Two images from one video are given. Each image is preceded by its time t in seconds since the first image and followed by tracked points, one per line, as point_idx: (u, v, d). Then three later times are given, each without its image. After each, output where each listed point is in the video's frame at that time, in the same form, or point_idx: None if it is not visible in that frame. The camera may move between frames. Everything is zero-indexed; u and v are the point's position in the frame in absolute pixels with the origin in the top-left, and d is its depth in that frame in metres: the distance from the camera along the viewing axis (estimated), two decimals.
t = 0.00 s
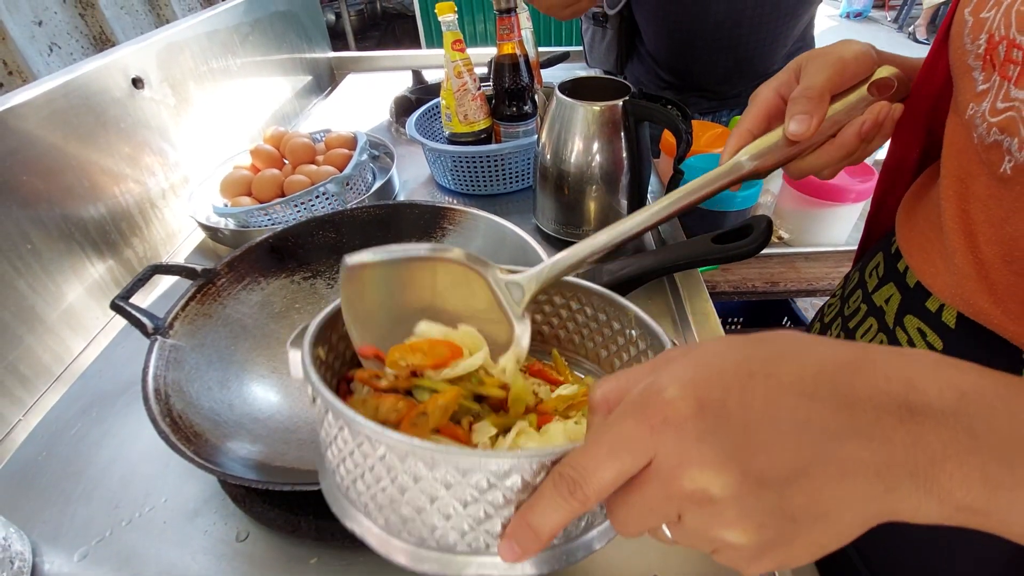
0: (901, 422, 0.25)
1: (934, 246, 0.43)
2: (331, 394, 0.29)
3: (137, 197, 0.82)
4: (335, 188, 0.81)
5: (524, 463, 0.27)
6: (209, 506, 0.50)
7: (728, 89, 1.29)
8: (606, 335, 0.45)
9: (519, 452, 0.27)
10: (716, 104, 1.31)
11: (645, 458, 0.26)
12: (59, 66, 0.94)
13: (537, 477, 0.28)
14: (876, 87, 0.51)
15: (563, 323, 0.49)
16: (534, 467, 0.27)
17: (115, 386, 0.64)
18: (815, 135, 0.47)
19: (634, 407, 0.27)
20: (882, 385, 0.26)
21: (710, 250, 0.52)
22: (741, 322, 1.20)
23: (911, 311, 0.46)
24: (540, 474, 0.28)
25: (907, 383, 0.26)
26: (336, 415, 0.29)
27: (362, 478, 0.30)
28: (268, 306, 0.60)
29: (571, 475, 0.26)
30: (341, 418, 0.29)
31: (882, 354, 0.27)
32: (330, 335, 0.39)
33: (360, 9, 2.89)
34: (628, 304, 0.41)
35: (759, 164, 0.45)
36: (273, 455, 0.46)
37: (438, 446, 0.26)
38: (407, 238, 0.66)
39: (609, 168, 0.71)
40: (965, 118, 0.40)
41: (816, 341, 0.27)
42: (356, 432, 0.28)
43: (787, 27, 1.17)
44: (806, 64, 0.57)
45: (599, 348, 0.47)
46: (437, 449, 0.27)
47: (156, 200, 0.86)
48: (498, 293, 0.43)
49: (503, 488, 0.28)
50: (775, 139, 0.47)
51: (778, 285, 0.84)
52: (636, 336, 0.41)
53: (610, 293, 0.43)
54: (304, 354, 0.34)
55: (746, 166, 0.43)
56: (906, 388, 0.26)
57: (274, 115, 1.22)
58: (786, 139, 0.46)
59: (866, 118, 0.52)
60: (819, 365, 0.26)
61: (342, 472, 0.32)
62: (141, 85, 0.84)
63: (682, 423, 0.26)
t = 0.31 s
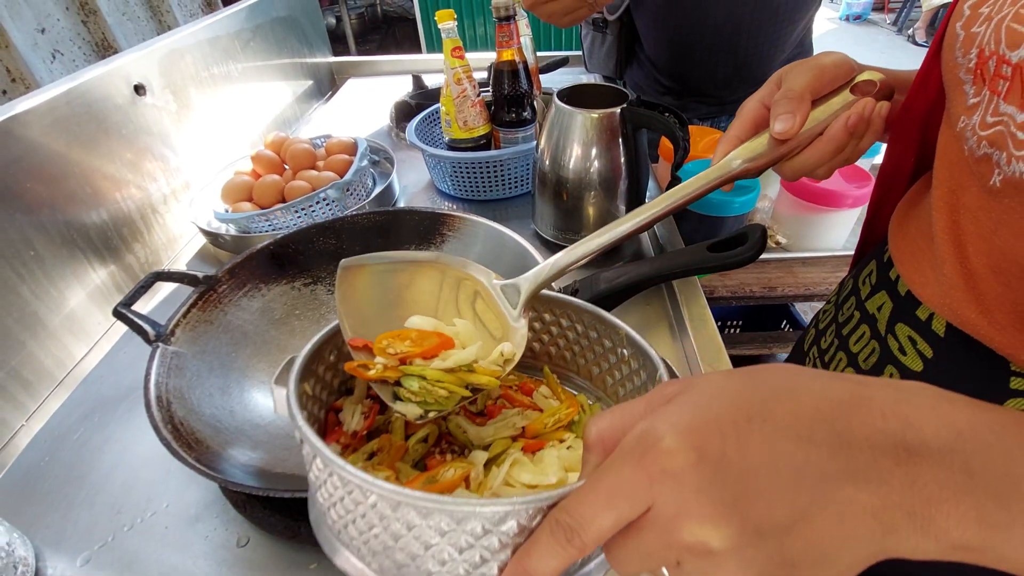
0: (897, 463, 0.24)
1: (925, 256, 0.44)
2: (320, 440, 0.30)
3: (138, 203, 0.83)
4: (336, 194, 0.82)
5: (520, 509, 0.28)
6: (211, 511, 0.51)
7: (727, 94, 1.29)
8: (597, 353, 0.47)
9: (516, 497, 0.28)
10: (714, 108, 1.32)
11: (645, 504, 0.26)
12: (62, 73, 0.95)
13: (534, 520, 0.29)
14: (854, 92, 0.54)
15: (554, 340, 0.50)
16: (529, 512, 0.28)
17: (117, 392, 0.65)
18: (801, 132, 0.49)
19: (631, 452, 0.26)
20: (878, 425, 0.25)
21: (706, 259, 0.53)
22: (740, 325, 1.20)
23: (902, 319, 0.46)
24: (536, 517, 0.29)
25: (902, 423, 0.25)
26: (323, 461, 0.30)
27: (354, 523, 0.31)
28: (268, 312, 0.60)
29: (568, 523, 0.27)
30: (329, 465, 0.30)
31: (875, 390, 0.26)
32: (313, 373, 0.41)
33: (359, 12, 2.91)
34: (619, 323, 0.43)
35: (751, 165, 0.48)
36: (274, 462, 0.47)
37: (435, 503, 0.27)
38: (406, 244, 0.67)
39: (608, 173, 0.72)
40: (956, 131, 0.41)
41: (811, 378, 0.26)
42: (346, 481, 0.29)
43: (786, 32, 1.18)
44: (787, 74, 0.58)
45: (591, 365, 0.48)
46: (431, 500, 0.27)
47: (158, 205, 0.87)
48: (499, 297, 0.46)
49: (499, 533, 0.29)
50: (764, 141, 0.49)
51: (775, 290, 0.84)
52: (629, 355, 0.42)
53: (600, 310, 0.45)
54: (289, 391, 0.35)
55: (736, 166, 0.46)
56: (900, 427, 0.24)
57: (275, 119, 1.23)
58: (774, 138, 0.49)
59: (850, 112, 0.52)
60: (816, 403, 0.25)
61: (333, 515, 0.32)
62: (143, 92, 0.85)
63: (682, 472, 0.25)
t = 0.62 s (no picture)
0: (897, 500, 0.21)
1: (921, 265, 0.44)
2: (307, 484, 0.31)
3: (137, 208, 0.83)
4: (334, 200, 0.82)
5: (514, 550, 0.28)
6: (207, 519, 0.51)
7: (727, 99, 1.30)
8: (592, 370, 0.47)
9: (509, 539, 0.28)
10: (713, 114, 1.32)
11: (639, 548, 0.25)
12: (61, 79, 0.95)
13: (529, 560, 0.29)
14: (835, 86, 0.54)
15: (549, 356, 0.50)
16: (524, 552, 0.28)
17: (115, 398, 0.65)
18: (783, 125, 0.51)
19: (628, 492, 0.25)
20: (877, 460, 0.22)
21: (703, 266, 0.53)
22: (739, 331, 1.20)
23: (898, 330, 0.46)
24: (532, 557, 0.29)
25: (901, 454, 0.22)
26: (313, 505, 0.30)
27: (345, 564, 0.30)
28: (266, 318, 0.60)
29: (564, 563, 0.26)
30: (318, 508, 0.30)
31: (875, 422, 0.23)
32: (302, 407, 0.41)
33: (361, 17, 2.93)
34: (613, 340, 0.42)
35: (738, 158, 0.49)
36: (270, 469, 0.47)
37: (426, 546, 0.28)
38: (404, 250, 0.67)
39: (606, 178, 0.72)
40: (954, 139, 0.41)
41: (809, 408, 0.24)
42: (338, 524, 0.29)
43: (784, 38, 1.18)
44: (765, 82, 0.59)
45: (587, 382, 0.48)
46: (419, 546, 0.28)
47: (157, 211, 0.87)
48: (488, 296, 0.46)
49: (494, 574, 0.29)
50: (751, 137, 0.50)
51: (774, 296, 0.85)
52: (624, 373, 0.42)
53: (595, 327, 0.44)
54: (277, 426, 0.35)
55: (727, 159, 0.47)
56: (907, 465, 0.21)
57: (275, 125, 1.23)
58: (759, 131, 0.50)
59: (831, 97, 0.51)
60: (818, 437, 0.23)
61: (325, 555, 0.32)
62: (143, 98, 0.85)
63: (677, 515, 0.24)
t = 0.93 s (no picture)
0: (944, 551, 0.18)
1: (926, 271, 0.43)
2: (310, 544, 0.31)
3: (139, 208, 0.83)
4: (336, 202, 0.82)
5: None
6: (207, 521, 0.50)
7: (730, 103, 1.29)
8: (596, 390, 0.48)
9: None
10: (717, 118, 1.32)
11: None
12: (64, 78, 0.95)
13: None
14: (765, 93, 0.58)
15: (551, 375, 0.50)
16: None
17: (114, 400, 0.64)
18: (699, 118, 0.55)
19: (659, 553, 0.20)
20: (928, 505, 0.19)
21: (708, 273, 0.53)
22: (740, 335, 1.20)
23: (903, 339, 0.46)
24: None
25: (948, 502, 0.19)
26: (306, 559, 0.31)
27: None
28: (268, 321, 0.60)
29: None
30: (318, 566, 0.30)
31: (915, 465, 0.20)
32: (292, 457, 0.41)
33: (364, 18, 2.93)
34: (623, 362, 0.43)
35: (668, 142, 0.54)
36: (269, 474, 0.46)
37: None
38: (406, 254, 0.65)
39: (609, 182, 0.72)
40: (959, 146, 0.41)
41: (841, 443, 0.21)
42: None
43: (787, 43, 1.18)
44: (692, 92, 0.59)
45: (591, 403, 0.49)
46: None
47: (159, 211, 0.87)
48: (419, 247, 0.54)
49: None
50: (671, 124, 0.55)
51: (776, 301, 0.84)
52: (632, 394, 0.43)
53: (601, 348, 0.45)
54: (271, 470, 0.36)
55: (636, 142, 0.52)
56: (949, 510, 0.18)
57: (277, 125, 1.23)
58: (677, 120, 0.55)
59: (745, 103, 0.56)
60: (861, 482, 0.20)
61: None
62: (145, 98, 0.85)
63: None
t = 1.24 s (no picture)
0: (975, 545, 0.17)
1: (944, 270, 0.43)
2: (330, 520, 0.30)
3: (140, 202, 0.82)
4: (339, 198, 0.81)
5: None
6: (206, 519, 0.50)
7: (735, 103, 1.29)
8: (615, 379, 0.47)
9: None
10: (721, 118, 1.32)
11: None
12: (66, 71, 0.95)
13: None
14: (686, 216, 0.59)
15: (569, 363, 0.50)
16: None
17: (113, 395, 0.64)
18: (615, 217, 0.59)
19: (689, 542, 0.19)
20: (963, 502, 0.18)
21: (718, 270, 0.52)
22: (743, 336, 1.19)
23: (922, 336, 0.45)
24: None
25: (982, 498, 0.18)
26: (332, 538, 0.30)
27: None
28: (269, 316, 0.59)
29: None
30: (342, 545, 0.29)
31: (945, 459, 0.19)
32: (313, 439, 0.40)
33: (367, 17, 2.93)
34: (642, 352, 0.42)
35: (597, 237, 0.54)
36: (270, 470, 0.46)
37: None
38: (410, 249, 0.66)
39: (614, 180, 0.71)
40: (979, 142, 0.40)
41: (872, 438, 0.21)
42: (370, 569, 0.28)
43: (793, 44, 1.18)
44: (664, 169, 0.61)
45: (609, 392, 0.48)
46: None
47: (159, 205, 0.86)
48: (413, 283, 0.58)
49: None
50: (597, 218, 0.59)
51: (782, 302, 0.84)
52: (652, 384, 0.43)
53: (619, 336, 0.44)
54: (292, 449, 0.34)
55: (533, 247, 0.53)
56: (982, 505, 0.18)
57: (279, 122, 1.22)
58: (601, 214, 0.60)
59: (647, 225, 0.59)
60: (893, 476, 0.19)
61: None
62: (148, 92, 0.85)
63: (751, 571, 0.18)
